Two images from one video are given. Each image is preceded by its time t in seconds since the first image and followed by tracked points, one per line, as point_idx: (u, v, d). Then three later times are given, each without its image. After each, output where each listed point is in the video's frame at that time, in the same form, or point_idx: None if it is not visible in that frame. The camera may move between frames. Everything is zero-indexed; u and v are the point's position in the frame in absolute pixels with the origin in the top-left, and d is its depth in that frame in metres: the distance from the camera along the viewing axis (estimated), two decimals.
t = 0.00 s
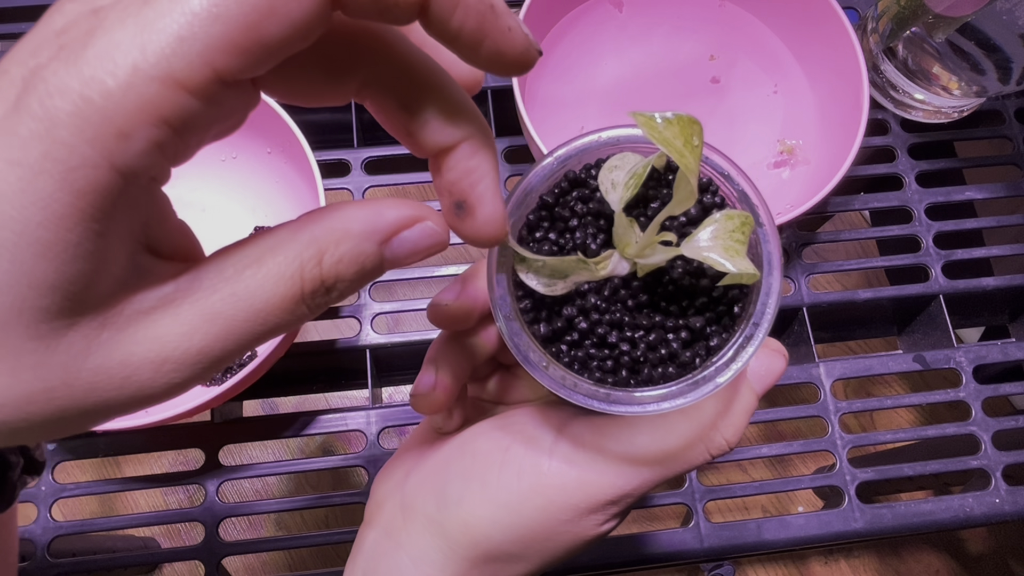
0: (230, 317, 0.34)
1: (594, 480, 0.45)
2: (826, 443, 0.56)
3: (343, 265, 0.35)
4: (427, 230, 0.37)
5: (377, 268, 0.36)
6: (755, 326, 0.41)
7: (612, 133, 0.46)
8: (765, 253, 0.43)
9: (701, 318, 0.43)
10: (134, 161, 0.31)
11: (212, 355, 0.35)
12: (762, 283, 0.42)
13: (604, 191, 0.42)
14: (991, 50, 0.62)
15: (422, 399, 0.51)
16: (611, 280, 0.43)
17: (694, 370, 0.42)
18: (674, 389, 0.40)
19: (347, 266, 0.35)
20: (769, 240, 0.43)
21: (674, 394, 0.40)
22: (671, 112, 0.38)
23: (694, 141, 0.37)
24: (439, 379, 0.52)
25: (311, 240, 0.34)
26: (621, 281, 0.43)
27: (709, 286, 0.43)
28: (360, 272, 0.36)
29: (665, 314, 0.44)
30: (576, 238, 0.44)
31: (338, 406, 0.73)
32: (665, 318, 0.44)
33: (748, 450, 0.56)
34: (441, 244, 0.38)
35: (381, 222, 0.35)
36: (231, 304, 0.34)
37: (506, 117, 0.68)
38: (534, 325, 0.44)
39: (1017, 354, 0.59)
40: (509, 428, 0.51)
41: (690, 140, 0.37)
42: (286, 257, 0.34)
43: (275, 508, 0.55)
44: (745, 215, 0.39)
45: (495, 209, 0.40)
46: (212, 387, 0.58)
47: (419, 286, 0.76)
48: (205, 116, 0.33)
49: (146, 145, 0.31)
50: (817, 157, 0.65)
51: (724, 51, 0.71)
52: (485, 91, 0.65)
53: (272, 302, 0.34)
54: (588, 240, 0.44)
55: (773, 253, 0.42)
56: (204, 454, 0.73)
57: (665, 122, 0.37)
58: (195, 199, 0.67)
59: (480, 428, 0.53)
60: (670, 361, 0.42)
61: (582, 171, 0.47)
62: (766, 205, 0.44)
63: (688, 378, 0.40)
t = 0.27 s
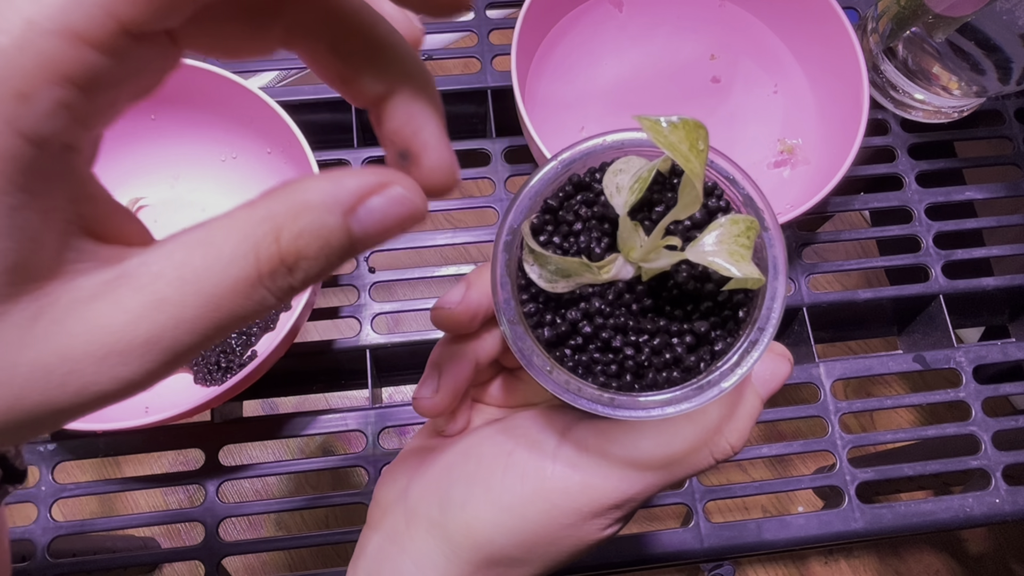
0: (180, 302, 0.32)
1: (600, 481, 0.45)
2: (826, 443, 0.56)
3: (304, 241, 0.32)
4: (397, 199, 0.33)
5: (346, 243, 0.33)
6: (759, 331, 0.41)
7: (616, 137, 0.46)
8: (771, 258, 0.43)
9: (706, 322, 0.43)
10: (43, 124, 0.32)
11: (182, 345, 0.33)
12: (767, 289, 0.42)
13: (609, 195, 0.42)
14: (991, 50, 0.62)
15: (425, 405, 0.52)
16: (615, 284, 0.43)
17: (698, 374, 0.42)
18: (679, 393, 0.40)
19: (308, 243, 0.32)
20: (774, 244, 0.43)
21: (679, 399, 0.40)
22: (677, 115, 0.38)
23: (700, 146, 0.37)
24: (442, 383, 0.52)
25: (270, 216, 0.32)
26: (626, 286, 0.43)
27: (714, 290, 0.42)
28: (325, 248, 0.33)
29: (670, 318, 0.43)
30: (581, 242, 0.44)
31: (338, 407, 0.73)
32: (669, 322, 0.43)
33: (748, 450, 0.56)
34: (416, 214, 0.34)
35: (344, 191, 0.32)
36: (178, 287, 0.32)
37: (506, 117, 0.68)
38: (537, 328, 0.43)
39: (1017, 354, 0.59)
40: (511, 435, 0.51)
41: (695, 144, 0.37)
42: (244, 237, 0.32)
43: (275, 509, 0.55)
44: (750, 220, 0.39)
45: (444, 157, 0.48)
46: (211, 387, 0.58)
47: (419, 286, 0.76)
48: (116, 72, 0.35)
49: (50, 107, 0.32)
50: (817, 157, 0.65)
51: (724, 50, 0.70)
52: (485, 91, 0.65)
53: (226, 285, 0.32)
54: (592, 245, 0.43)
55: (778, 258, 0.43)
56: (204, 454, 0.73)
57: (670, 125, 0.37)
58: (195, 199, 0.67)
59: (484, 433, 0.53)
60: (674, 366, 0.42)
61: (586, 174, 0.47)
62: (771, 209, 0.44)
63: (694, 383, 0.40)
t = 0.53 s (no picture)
0: (28, 262, 0.25)
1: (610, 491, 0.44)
2: (826, 443, 0.56)
3: (151, 159, 0.24)
4: (247, 79, 0.23)
5: (207, 156, 0.24)
6: (784, 334, 0.37)
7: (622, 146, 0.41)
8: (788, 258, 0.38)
9: (729, 330, 0.38)
10: None
11: (64, 309, 0.27)
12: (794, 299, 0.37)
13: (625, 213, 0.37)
14: (991, 50, 0.62)
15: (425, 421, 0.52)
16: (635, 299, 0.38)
17: (726, 384, 0.37)
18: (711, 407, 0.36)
19: (157, 161, 0.24)
20: (792, 247, 0.38)
21: (715, 414, 0.36)
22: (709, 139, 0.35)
23: (733, 165, 0.35)
24: (440, 399, 0.53)
25: (104, 139, 0.24)
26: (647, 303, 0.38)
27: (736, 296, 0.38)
28: (182, 166, 0.24)
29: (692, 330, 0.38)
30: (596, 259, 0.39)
31: (338, 407, 0.73)
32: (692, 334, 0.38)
33: (748, 450, 0.56)
34: (286, 99, 0.24)
35: (183, 84, 0.23)
36: (20, 246, 0.25)
37: (506, 117, 0.68)
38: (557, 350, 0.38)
39: (1017, 354, 0.59)
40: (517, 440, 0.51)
41: (729, 164, 0.35)
42: (77, 166, 0.24)
43: (275, 509, 0.55)
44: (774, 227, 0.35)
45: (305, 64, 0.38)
46: (211, 387, 0.58)
47: (419, 286, 0.76)
48: None
49: None
50: (817, 158, 0.65)
51: (724, 50, 0.70)
52: (485, 91, 0.65)
53: (74, 231, 0.25)
54: (610, 261, 0.38)
55: (796, 260, 0.38)
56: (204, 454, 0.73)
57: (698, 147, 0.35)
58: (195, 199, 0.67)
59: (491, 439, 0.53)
60: (701, 377, 0.37)
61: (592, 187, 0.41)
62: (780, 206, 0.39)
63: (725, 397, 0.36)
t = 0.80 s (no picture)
0: None
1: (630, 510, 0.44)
2: (827, 443, 0.56)
3: None
4: (62, 79, 0.22)
5: (25, 157, 0.23)
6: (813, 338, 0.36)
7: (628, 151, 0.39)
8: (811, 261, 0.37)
9: (754, 341, 0.37)
10: None
11: None
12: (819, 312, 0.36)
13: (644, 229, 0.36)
14: (991, 50, 0.62)
15: (435, 448, 0.50)
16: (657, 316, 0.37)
17: (754, 398, 0.37)
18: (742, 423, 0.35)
19: None
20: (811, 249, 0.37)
21: (747, 430, 0.35)
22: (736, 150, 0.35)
23: (764, 178, 0.33)
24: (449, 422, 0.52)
25: None
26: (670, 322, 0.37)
27: (760, 306, 0.37)
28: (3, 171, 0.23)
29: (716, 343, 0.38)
30: (616, 277, 0.38)
31: (338, 407, 0.73)
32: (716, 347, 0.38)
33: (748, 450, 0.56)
34: (110, 100, 0.23)
35: None
36: None
37: (506, 117, 0.68)
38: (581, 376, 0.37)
39: (1017, 354, 0.59)
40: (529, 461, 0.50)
41: (759, 177, 0.33)
42: None
43: (275, 509, 0.55)
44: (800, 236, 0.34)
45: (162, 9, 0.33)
46: (211, 387, 0.58)
47: (419, 286, 0.76)
48: None
49: None
50: (818, 158, 0.65)
51: (724, 50, 0.70)
52: (485, 91, 0.65)
53: None
54: (629, 278, 0.37)
55: (819, 265, 0.37)
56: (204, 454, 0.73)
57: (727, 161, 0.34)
58: (195, 199, 0.67)
59: (503, 460, 0.52)
60: (728, 391, 0.37)
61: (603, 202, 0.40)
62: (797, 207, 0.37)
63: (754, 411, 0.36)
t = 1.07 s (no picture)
0: None
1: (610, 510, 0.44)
2: (826, 443, 0.56)
3: None
4: None
5: None
6: (791, 342, 0.36)
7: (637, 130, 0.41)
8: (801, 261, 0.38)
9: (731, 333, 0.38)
10: None
11: None
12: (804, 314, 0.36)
13: (631, 195, 0.37)
14: (992, 50, 0.62)
15: (415, 424, 0.51)
16: (635, 290, 0.38)
17: (723, 390, 0.37)
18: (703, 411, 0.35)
19: None
20: (806, 249, 0.38)
21: (700, 418, 0.35)
22: (723, 108, 0.33)
23: (745, 139, 0.32)
24: (432, 401, 0.51)
25: None
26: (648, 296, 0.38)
27: (740, 298, 0.38)
28: None
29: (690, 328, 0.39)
30: (600, 244, 0.39)
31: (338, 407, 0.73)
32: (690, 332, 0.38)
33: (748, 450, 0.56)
34: None
35: None
36: None
37: (506, 117, 0.68)
38: (550, 337, 0.38)
39: (1017, 354, 0.59)
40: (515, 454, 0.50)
41: (741, 138, 0.32)
42: None
43: (275, 509, 0.55)
44: (787, 223, 0.34)
45: None
46: (211, 387, 0.58)
47: (419, 286, 0.76)
48: None
49: None
50: (817, 158, 0.65)
51: (723, 49, 0.70)
52: (485, 91, 0.65)
53: None
54: (610, 247, 0.39)
55: (809, 263, 0.38)
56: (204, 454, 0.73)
57: (711, 116, 0.32)
58: (195, 199, 0.67)
59: (488, 454, 0.52)
60: (697, 380, 0.37)
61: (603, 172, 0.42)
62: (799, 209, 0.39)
63: (717, 399, 0.36)
